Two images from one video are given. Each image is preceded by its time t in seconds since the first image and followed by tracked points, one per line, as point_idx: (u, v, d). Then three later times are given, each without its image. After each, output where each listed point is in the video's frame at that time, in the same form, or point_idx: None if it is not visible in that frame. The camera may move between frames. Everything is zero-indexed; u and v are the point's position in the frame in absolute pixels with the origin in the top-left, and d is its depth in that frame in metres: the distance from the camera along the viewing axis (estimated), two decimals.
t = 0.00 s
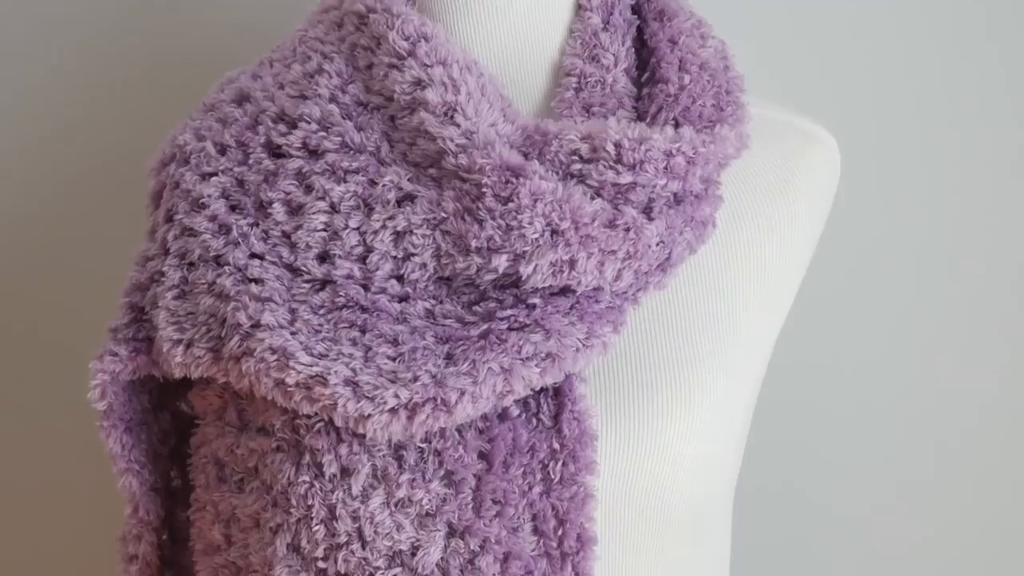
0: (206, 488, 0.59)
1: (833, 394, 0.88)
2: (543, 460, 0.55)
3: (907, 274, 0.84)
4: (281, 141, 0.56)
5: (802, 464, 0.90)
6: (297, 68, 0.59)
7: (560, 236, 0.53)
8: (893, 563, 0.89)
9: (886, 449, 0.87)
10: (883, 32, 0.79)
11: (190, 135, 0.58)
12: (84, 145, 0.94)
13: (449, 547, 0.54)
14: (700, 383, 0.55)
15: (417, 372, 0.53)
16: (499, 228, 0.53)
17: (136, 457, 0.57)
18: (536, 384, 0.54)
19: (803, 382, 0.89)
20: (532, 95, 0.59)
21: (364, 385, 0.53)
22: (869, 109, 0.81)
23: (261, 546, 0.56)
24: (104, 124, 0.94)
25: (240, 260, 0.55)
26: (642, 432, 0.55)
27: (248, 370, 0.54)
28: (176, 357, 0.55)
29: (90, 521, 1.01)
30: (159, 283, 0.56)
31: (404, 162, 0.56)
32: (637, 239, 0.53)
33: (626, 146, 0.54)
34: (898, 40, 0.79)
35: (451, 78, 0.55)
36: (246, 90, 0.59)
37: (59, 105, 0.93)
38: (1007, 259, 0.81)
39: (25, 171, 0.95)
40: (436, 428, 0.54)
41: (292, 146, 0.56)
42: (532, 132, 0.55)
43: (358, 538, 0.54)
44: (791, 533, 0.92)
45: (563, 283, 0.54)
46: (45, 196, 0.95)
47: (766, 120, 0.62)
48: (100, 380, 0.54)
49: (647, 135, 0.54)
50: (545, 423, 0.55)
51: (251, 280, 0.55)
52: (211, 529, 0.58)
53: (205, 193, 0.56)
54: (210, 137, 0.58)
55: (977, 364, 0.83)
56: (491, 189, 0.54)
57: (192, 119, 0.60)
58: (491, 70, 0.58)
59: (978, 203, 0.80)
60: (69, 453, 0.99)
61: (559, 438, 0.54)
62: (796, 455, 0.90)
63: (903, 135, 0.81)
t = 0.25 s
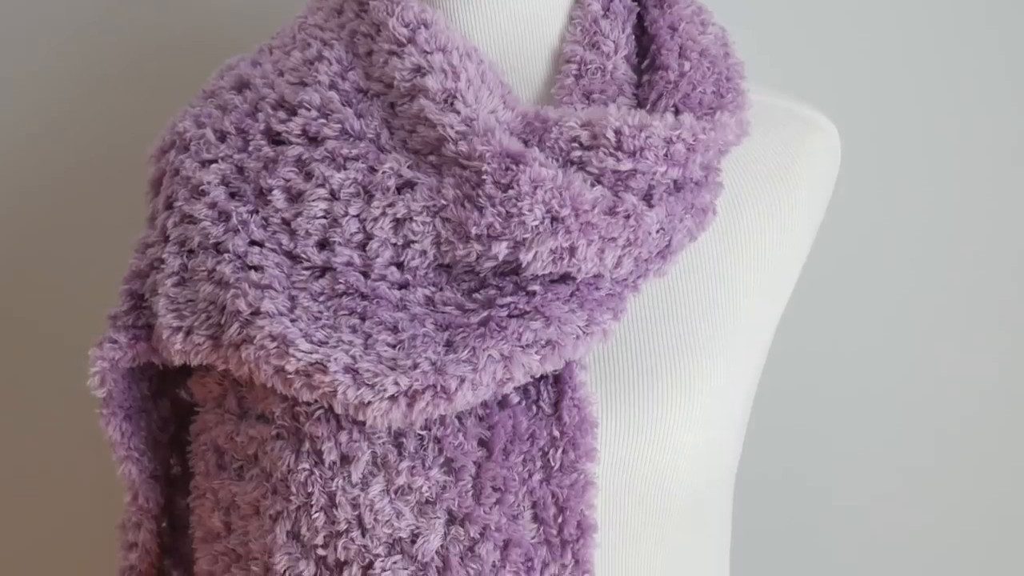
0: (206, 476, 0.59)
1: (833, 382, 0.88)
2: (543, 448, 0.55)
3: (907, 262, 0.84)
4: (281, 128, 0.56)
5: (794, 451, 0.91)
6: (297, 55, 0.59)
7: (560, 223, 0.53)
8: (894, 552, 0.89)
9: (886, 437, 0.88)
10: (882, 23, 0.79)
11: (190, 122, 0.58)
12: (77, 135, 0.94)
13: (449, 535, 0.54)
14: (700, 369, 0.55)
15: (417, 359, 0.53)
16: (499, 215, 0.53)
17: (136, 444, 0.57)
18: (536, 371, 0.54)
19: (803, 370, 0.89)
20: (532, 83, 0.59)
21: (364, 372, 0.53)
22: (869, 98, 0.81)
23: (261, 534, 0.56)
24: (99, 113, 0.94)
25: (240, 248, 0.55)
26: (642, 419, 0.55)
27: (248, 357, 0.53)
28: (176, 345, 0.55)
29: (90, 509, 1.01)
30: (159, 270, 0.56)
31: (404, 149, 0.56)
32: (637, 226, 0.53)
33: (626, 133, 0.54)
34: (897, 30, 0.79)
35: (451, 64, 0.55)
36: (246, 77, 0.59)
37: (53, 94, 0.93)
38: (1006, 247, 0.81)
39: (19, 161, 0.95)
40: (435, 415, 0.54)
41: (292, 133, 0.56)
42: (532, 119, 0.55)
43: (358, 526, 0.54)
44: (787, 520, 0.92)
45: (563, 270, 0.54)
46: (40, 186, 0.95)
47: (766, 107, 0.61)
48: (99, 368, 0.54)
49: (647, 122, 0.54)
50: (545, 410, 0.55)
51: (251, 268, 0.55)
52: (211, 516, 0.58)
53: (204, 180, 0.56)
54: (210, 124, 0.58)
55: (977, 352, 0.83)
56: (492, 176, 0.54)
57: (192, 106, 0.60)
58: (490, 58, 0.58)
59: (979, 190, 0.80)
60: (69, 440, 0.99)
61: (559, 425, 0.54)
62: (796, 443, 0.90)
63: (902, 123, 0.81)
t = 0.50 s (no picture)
0: (206, 461, 0.59)
1: (833, 367, 0.89)
2: (543, 433, 0.55)
3: (906, 249, 0.84)
4: (281, 113, 0.56)
5: (804, 439, 0.91)
6: (297, 40, 0.59)
7: (560, 208, 0.53)
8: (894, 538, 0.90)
9: (886, 423, 0.88)
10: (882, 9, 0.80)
11: (190, 107, 0.58)
12: (74, 122, 0.95)
13: (449, 520, 0.54)
14: (700, 354, 0.55)
15: (417, 344, 0.53)
16: (499, 200, 0.53)
17: (136, 429, 0.57)
18: (536, 356, 0.54)
19: (803, 355, 0.89)
20: (533, 68, 0.59)
21: (364, 357, 0.53)
22: (869, 86, 0.82)
23: (261, 519, 0.56)
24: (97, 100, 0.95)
25: (240, 233, 0.54)
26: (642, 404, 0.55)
27: (248, 342, 0.53)
28: (175, 330, 0.54)
29: (90, 496, 1.01)
30: (158, 255, 0.56)
31: (404, 134, 0.56)
32: (637, 211, 0.53)
33: (626, 118, 0.53)
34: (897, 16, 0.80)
35: (451, 49, 0.55)
36: (246, 62, 0.59)
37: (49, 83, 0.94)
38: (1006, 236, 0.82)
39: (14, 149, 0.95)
40: (435, 400, 0.54)
41: (292, 118, 0.56)
42: (532, 104, 0.55)
43: (358, 511, 0.54)
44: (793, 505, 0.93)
45: (563, 255, 0.54)
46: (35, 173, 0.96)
47: (766, 92, 0.61)
48: (99, 352, 0.54)
49: (647, 107, 0.54)
50: (545, 395, 0.55)
51: (251, 252, 0.54)
52: (210, 502, 0.58)
53: (204, 165, 0.56)
54: (209, 109, 0.57)
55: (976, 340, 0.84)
56: (492, 161, 0.54)
57: (191, 91, 0.60)
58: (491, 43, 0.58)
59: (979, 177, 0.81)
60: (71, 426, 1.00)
61: (560, 411, 0.54)
62: (796, 428, 0.91)
63: (902, 111, 0.82)
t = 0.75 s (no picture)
0: (205, 444, 0.58)
1: (833, 350, 0.90)
2: (543, 416, 0.55)
3: (907, 232, 0.85)
4: (280, 96, 0.56)
5: (806, 421, 0.93)
6: (296, 22, 0.58)
7: (560, 191, 0.53)
8: (894, 521, 0.92)
9: (886, 407, 0.90)
10: None
11: (190, 89, 0.58)
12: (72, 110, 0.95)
13: (449, 504, 0.54)
14: (700, 337, 0.55)
15: (417, 327, 0.53)
16: (499, 183, 0.53)
17: (135, 413, 0.57)
18: (536, 339, 0.54)
19: (803, 338, 0.91)
20: (533, 51, 0.59)
21: (364, 340, 0.52)
22: (870, 69, 0.83)
23: (261, 503, 0.56)
24: (92, 87, 0.95)
25: (240, 216, 0.54)
26: (642, 388, 0.55)
27: (247, 325, 0.53)
28: (174, 313, 0.54)
29: (90, 480, 1.02)
30: (158, 238, 0.56)
31: (404, 117, 0.56)
32: (638, 194, 0.53)
33: (626, 100, 0.53)
34: None
35: (451, 32, 0.55)
36: (245, 44, 0.59)
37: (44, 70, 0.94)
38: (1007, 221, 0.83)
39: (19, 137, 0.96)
40: (436, 384, 0.54)
41: (292, 101, 0.55)
42: (532, 86, 0.55)
43: (358, 495, 0.54)
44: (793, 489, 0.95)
45: (563, 238, 0.54)
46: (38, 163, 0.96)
47: (766, 75, 0.61)
48: (99, 335, 0.54)
49: (647, 90, 0.54)
50: (545, 379, 0.55)
51: (251, 235, 0.54)
52: (210, 486, 0.58)
53: (203, 148, 0.56)
54: (208, 92, 0.57)
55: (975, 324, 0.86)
56: (492, 144, 0.53)
57: (190, 73, 0.59)
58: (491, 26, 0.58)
59: (978, 160, 0.82)
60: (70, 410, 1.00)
61: (560, 394, 0.54)
62: (796, 412, 0.93)
63: (902, 97, 0.83)
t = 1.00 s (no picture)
0: (205, 426, 0.58)
1: (833, 331, 0.92)
2: (543, 398, 0.55)
3: (906, 214, 0.87)
4: (279, 77, 0.56)
5: (807, 402, 0.94)
6: (296, 3, 0.58)
7: (560, 172, 0.52)
8: (894, 501, 0.93)
9: (886, 387, 0.91)
10: None
11: (189, 70, 0.58)
12: (69, 103, 0.96)
13: (449, 486, 0.54)
14: (700, 318, 0.55)
15: (417, 309, 0.53)
16: (499, 164, 0.53)
17: (134, 394, 0.56)
18: (537, 320, 0.54)
19: (804, 320, 0.92)
20: (534, 32, 0.59)
21: (364, 322, 0.52)
22: (869, 51, 0.84)
23: (260, 484, 0.55)
24: (90, 72, 0.95)
25: (239, 197, 0.54)
26: (642, 370, 0.55)
27: (247, 306, 0.53)
28: (174, 294, 0.54)
29: (89, 458, 1.03)
30: (158, 220, 0.56)
31: (404, 98, 0.56)
32: (638, 175, 0.53)
33: (626, 81, 0.53)
34: None
35: (451, 13, 0.55)
36: (244, 25, 0.59)
37: (36, 68, 0.95)
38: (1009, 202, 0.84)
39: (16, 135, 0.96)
40: (435, 365, 0.54)
41: (291, 82, 0.55)
42: (532, 68, 0.55)
43: (358, 476, 0.54)
44: (792, 471, 0.97)
45: (564, 219, 0.54)
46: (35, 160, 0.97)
47: (766, 56, 0.61)
48: (98, 316, 0.54)
49: (647, 71, 0.54)
50: (545, 360, 0.55)
51: (251, 217, 0.54)
52: (209, 467, 0.58)
53: (203, 129, 0.56)
54: (208, 73, 0.57)
55: (974, 305, 0.87)
56: (492, 124, 0.53)
57: (190, 54, 0.59)
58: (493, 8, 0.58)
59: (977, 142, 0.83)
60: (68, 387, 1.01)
61: (560, 375, 0.54)
62: (796, 392, 0.95)
63: (902, 80, 0.84)
